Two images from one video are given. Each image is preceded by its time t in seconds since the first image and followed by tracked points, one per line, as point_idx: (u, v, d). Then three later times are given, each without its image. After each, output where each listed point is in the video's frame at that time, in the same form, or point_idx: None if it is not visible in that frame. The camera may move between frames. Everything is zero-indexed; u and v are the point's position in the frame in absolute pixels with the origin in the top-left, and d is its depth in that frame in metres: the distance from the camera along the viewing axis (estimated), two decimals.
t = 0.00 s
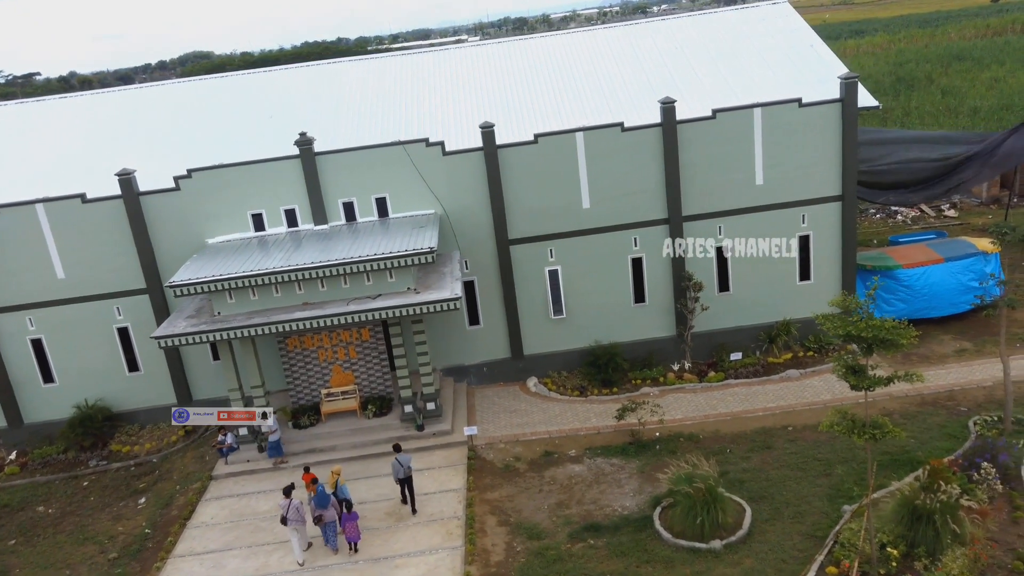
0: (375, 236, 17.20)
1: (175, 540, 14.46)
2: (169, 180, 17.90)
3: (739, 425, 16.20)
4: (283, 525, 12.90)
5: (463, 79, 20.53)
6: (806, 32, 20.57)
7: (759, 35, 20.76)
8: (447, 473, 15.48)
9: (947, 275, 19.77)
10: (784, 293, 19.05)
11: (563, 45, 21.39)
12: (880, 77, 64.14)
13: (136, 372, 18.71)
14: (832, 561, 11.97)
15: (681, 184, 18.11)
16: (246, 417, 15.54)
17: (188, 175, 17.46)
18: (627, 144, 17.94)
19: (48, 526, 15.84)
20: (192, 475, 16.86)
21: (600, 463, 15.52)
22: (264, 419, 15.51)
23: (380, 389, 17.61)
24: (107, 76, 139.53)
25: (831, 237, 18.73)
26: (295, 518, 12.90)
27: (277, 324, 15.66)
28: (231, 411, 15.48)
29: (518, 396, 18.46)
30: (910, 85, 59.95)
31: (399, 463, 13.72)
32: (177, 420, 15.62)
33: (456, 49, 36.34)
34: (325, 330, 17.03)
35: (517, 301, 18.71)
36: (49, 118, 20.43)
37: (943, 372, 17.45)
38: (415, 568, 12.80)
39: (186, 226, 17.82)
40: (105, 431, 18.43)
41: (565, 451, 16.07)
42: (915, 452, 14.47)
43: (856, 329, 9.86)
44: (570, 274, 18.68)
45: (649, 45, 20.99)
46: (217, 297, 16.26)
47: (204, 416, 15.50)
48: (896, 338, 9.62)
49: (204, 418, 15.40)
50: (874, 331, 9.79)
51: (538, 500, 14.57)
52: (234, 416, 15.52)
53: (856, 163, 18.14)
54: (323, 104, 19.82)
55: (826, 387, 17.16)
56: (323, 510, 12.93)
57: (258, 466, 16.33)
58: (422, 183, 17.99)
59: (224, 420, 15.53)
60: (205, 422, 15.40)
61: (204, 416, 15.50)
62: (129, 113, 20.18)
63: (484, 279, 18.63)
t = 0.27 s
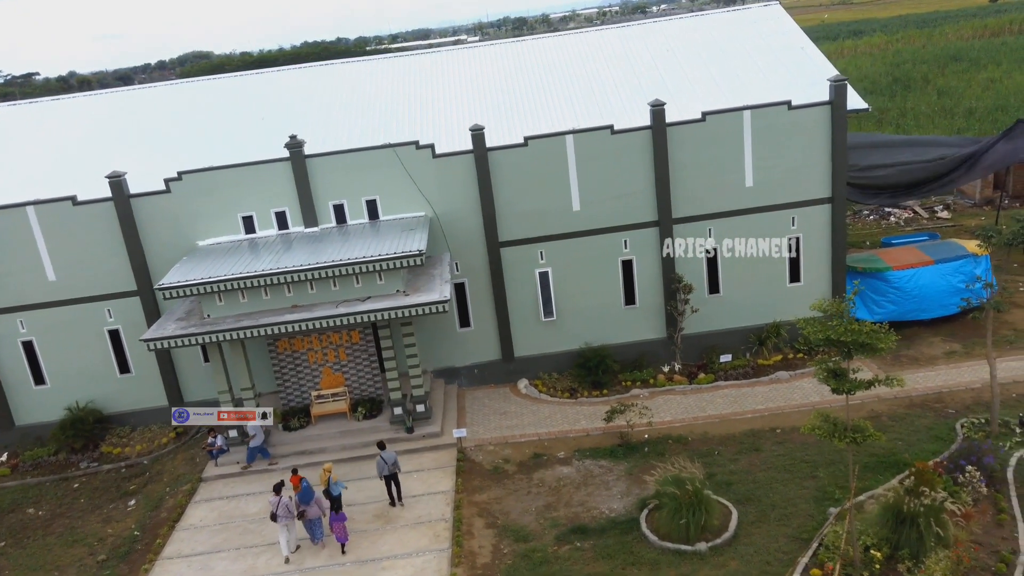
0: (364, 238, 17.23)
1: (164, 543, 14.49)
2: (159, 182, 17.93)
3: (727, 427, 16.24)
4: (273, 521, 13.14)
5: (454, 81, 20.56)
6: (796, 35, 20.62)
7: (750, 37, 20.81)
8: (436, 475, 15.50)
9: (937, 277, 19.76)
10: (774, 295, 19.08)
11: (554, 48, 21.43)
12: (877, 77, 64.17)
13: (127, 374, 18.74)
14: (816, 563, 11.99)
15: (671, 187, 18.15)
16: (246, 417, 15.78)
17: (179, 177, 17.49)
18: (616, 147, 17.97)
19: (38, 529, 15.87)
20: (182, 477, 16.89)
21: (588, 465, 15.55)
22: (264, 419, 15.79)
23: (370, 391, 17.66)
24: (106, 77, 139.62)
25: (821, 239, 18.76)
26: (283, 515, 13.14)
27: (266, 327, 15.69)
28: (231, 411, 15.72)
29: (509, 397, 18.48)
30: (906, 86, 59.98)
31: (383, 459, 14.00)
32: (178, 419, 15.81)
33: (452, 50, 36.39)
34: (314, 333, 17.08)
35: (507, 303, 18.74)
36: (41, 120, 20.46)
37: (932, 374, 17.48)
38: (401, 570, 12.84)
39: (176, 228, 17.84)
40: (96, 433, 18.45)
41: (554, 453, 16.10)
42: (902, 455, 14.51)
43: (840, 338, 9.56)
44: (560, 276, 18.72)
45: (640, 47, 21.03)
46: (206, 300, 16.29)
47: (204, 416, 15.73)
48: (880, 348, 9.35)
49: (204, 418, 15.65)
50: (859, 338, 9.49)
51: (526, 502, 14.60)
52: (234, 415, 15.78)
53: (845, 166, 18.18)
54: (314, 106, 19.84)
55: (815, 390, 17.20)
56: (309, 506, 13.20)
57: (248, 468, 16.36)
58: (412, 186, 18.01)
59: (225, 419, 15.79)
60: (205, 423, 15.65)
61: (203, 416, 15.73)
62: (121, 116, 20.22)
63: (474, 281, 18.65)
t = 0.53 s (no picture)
0: (354, 241, 17.25)
1: (152, 545, 14.51)
2: (150, 184, 17.94)
3: (716, 430, 16.27)
4: (261, 519, 13.35)
5: (446, 83, 20.57)
6: (787, 37, 20.64)
7: (742, 39, 20.82)
8: (424, 478, 15.53)
9: (927, 280, 19.81)
10: (765, 297, 19.10)
11: (546, 50, 21.44)
12: (874, 78, 64.20)
13: (118, 376, 18.76)
14: (801, 566, 12.02)
15: (661, 189, 18.17)
16: (246, 417, 16.02)
17: (169, 180, 17.51)
18: (606, 149, 17.99)
19: (27, 531, 15.89)
20: (172, 479, 16.91)
21: (577, 467, 15.58)
22: (264, 419, 16.08)
23: (361, 394, 17.69)
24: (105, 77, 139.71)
25: (811, 241, 18.79)
26: (272, 514, 13.34)
27: (255, 330, 15.71)
28: (231, 411, 15.96)
29: (499, 399, 18.50)
30: (903, 87, 60.02)
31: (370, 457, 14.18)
32: (178, 419, 15.94)
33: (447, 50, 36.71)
34: (304, 335, 17.11)
35: (498, 305, 18.75)
36: (33, 122, 20.46)
37: (921, 376, 17.52)
38: (388, 573, 12.86)
39: (167, 230, 17.86)
40: (87, 435, 18.47)
41: (543, 455, 16.13)
42: (889, 457, 14.55)
43: (819, 340, 9.71)
44: (551, 278, 18.74)
45: (632, 49, 21.05)
46: (196, 302, 16.31)
47: (204, 416, 15.91)
48: (858, 349, 9.49)
49: (205, 418, 15.85)
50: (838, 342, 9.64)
51: (514, 505, 14.62)
52: (234, 416, 16.01)
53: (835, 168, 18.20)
54: (306, 108, 19.85)
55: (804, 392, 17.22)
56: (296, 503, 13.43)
57: (237, 471, 16.38)
58: (402, 188, 18.03)
59: (224, 419, 15.95)
60: (205, 422, 15.83)
61: (204, 416, 15.93)
62: (113, 118, 20.22)
63: (464, 283, 18.66)
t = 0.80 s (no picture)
0: (344, 244, 17.27)
1: (140, 548, 14.52)
2: (140, 187, 17.94)
3: (705, 433, 16.28)
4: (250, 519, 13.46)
5: (437, 86, 20.58)
6: (779, 39, 20.66)
7: (733, 42, 20.84)
8: (413, 481, 15.54)
9: (917, 282, 19.85)
10: (755, 300, 19.11)
11: (538, 52, 21.44)
12: (870, 78, 64.20)
13: (109, 379, 18.77)
14: (785, 570, 12.04)
15: (651, 192, 18.18)
16: (245, 417, 16.25)
17: (159, 183, 17.52)
18: (596, 152, 18.00)
19: (17, 534, 15.91)
20: (162, 482, 16.92)
21: (566, 470, 15.60)
22: (264, 419, 16.40)
23: (351, 396, 17.71)
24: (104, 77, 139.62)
25: (801, 244, 18.81)
26: (260, 513, 13.48)
27: (243, 333, 15.73)
28: (231, 411, 16.22)
29: (490, 402, 18.50)
30: (899, 88, 60.03)
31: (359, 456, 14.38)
32: (178, 419, 16.17)
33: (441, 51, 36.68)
34: (294, 338, 17.13)
35: (488, 308, 18.76)
36: (24, 124, 20.45)
37: (910, 379, 17.54)
38: None
39: (157, 233, 17.86)
40: (77, 437, 18.47)
41: (532, 458, 16.14)
42: (877, 461, 14.57)
43: (800, 347, 9.56)
44: (541, 281, 18.75)
45: (623, 52, 21.05)
46: (185, 305, 16.33)
47: (204, 416, 16.13)
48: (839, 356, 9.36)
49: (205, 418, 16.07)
50: (818, 348, 9.49)
51: (502, 508, 14.64)
52: (234, 416, 16.26)
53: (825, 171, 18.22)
54: (297, 111, 19.85)
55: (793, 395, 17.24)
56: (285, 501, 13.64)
57: (226, 473, 16.39)
58: (392, 191, 18.03)
59: (224, 420, 16.22)
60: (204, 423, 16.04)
61: (203, 416, 16.15)
62: (104, 120, 20.22)
63: (455, 286, 18.66)
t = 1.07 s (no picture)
0: (334, 247, 17.27)
1: (129, 551, 14.53)
2: (131, 189, 17.95)
3: (694, 435, 16.30)
4: (238, 517, 13.56)
5: (428, 88, 20.59)
6: (770, 42, 20.67)
7: (725, 44, 20.86)
8: (402, 484, 15.55)
9: (907, 284, 19.90)
10: (746, 302, 19.12)
11: (530, 55, 21.48)
12: (867, 79, 64.23)
13: (99, 381, 18.77)
14: (771, 573, 12.07)
15: (641, 194, 18.19)
16: (245, 417, 16.21)
17: (150, 185, 17.52)
18: (586, 155, 18.02)
19: (6, 536, 15.92)
20: (152, 484, 16.93)
21: (554, 473, 15.62)
22: (264, 419, 16.34)
23: (341, 399, 17.72)
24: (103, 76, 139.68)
25: (792, 246, 18.82)
26: (248, 513, 13.55)
27: (232, 336, 15.74)
28: (231, 411, 16.15)
29: (480, 404, 18.51)
30: (896, 88, 60.06)
31: (347, 455, 14.56)
32: (177, 419, 15.90)
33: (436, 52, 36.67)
34: (284, 341, 17.13)
35: (479, 310, 18.77)
36: (17, 126, 20.47)
37: (900, 382, 17.57)
38: None
39: (148, 235, 17.87)
40: (68, 439, 18.48)
41: (522, 461, 16.16)
42: (864, 464, 14.59)
43: (785, 352, 9.49)
44: (532, 283, 18.76)
45: (615, 54, 21.07)
46: (174, 308, 16.34)
47: (203, 416, 16.00)
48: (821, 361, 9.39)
49: (205, 418, 15.96)
50: (802, 354, 9.48)
51: (490, 511, 14.65)
52: (233, 416, 16.20)
53: (815, 174, 18.23)
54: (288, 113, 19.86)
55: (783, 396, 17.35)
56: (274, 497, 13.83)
57: (216, 476, 16.41)
58: (383, 193, 18.04)
59: (224, 419, 16.16)
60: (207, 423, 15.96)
61: (204, 416, 16.02)
62: (96, 122, 20.24)
63: (446, 288, 18.66)
